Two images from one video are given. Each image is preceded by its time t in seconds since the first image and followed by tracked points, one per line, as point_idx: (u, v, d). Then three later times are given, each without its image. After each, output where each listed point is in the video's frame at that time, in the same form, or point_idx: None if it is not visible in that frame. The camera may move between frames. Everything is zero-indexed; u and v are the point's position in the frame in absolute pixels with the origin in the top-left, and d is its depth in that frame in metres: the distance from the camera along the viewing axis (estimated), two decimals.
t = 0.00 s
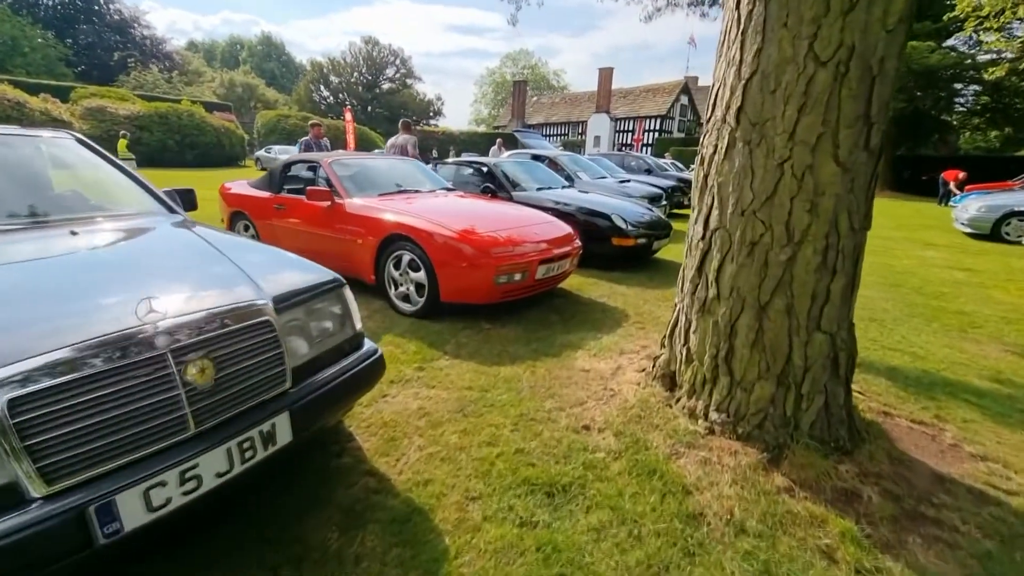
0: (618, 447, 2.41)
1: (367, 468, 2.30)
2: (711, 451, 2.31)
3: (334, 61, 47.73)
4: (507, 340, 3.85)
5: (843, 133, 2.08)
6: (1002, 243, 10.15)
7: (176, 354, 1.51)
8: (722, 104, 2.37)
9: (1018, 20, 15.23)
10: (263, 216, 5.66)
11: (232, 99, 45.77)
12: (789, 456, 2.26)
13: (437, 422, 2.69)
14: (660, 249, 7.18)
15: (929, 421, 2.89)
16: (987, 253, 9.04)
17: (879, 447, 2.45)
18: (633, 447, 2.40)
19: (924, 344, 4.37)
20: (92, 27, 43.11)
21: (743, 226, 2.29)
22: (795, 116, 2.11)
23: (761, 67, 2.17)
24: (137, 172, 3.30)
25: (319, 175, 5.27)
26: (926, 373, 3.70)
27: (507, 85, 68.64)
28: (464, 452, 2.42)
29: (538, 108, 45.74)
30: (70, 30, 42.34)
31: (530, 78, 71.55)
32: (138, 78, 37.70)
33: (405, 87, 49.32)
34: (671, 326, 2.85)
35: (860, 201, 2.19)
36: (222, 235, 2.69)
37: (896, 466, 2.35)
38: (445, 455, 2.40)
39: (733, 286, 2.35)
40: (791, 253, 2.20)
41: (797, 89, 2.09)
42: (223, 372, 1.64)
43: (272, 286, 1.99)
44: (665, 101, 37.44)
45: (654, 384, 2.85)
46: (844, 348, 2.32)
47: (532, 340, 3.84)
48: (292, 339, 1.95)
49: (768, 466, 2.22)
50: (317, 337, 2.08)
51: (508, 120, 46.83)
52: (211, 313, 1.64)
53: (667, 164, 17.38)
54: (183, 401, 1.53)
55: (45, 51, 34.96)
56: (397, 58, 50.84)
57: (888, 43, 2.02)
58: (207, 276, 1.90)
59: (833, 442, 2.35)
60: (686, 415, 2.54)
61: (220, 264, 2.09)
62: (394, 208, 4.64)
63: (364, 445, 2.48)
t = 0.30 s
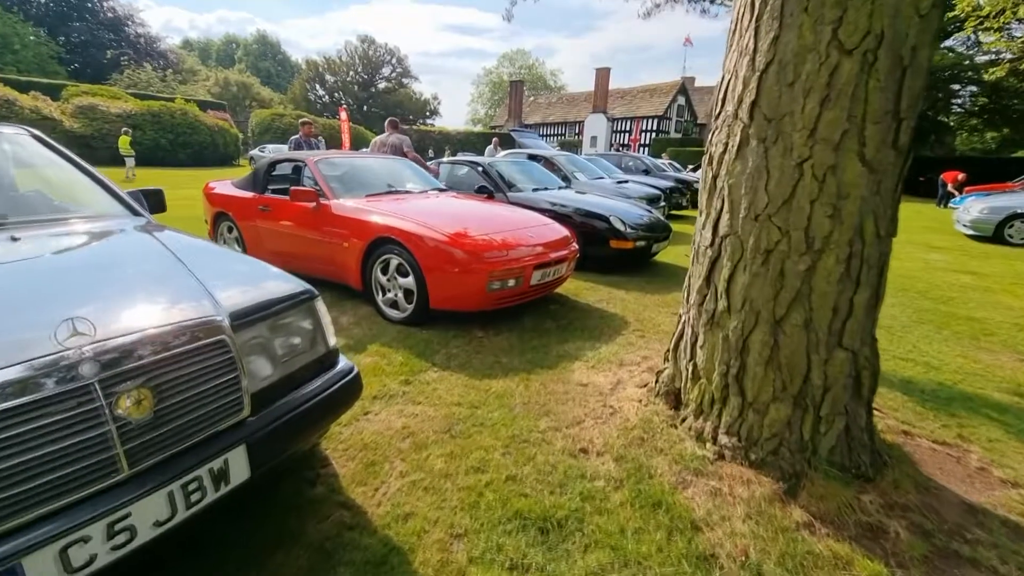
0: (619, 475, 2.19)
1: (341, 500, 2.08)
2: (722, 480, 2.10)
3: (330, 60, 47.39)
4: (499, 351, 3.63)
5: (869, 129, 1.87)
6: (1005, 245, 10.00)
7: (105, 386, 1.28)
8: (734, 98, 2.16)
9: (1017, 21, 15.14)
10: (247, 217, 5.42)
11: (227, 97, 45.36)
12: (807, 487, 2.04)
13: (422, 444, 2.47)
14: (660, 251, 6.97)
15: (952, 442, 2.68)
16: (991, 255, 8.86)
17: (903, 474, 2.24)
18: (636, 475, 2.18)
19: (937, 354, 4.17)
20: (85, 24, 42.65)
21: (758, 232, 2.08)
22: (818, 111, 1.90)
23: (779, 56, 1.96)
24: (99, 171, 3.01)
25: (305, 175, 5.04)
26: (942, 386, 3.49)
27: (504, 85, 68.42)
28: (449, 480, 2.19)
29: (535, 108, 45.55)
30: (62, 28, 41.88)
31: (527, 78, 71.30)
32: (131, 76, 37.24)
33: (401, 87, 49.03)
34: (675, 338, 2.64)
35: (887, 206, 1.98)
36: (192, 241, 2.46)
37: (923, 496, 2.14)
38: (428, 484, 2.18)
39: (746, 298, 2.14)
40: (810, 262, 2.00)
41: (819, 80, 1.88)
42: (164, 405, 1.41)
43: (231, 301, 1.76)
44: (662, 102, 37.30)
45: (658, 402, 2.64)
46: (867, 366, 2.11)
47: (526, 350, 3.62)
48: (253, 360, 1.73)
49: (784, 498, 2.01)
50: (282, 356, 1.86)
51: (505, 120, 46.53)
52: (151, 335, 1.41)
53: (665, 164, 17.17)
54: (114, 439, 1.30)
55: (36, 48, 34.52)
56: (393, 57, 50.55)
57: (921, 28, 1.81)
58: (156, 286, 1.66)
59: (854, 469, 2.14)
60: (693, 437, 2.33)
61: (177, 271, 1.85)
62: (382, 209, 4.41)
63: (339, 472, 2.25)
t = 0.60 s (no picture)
0: (631, 521, 1.95)
1: (315, 555, 1.82)
2: (747, 529, 1.86)
3: (325, 60, 47.04)
4: (496, 369, 3.39)
5: (917, 135, 1.65)
6: (1009, 251, 9.87)
7: (13, 452, 1.04)
8: (759, 100, 1.93)
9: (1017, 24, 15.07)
10: (230, 222, 5.16)
11: (220, 97, 44.95)
12: (844, 538, 1.81)
13: (409, 482, 2.22)
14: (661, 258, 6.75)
15: (990, 475, 2.46)
16: (996, 261, 8.70)
17: (945, 518, 2.01)
18: (649, 521, 1.94)
19: (956, 369, 3.97)
20: (77, 23, 42.16)
21: (786, 251, 1.85)
22: (858, 114, 1.68)
23: (813, 52, 1.73)
24: (52, 175, 2.70)
25: (292, 179, 4.80)
26: (968, 407, 3.28)
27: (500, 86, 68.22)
28: (440, 528, 1.95)
29: (531, 109, 45.36)
30: (53, 27, 41.38)
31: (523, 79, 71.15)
32: (122, 75, 36.74)
33: (397, 87, 48.72)
34: (689, 362, 2.42)
35: (933, 222, 1.76)
36: (157, 256, 2.23)
37: (971, 545, 1.91)
38: (416, 532, 1.93)
39: (772, 323, 1.91)
40: (847, 285, 1.77)
41: (861, 80, 1.66)
42: (86, 469, 1.17)
43: (185, 331, 1.52)
44: (659, 103, 37.19)
45: (669, 433, 2.40)
46: (908, 400, 1.89)
47: (525, 368, 3.38)
48: (211, 401, 1.49)
49: (819, 551, 1.78)
50: (247, 395, 1.61)
51: (501, 121, 46.27)
52: (74, 382, 1.16)
53: (663, 167, 16.96)
54: (20, 517, 1.06)
55: (26, 47, 34.06)
56: (389, 57, 50.24)
57: (978, 20, 1.59)
58: (115, 309, 1.47)
59: (892, 514, 1.91)
60: (711, 476, 2.09)
61: (126, 293, 1.60)
62: (371, 217, 4.16)
63: (316, 519, 2.00)
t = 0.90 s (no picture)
0: (644, 568, 1.76)
1: None
2: None
3: (316, 60, 46.59)
4: (492, 386, 3.19)
5: (966, 140, 1.47)
6: (1007, 251, 9.76)
7: None
8: (783, 100, 1.74)
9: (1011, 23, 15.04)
10: (211, 227, 4.93)
11: (210, 97, 44.40)
12: None
13: (398, 521, 2.01)
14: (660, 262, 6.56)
15: None
16: (996, 263, 8.58)
17: (987, 558, 1.83)
18: (664, 567, 1.75)
19: (970, 380, 3.81)
20: (62, 22, 41.50)
21: (816, 268, 1.66)
22: (898, 116, 1.49)
23: (847, 46, 1.54)
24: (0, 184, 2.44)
25: (276, 182, 4.57)
26: (989, 423, 3.11)
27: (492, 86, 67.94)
28: None
29: (524, 109, 45.14)
30: (39, 26, 40.71)
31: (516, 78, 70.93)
32: (109, 73, 36.12)
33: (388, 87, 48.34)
34: (702, 385, 2.23)
35: (980, 236, 1.57)
36: (115, 271, 2.00)
37: None
38: None
39: (800, 347, 1.72)
40: (884, 307, 1.59)
41: (904, 78, 1.47)
42: (1, 551, 0.97)
43: (133, 366, 1.30)
44: (652, 103, 37.09)
45: (681, 462, 2.21)
46: (949, 432, 1.71)
47: (523, 385, 3.18)
48: (163, 451, 1.28)
49: None
50: (207, 440, 1.40)
51: (494, 120, 45.99)
52: None
53: (658, 166, 16.79)
54: None
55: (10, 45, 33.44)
56: (381, 56, 49.86)
57: None
58: (84, 334, 1.35)
59: (931, 558, 1.73)
60: (730, 514, 1.90)
61: (69, 321, 1.39)
62: (359, 223, 3.94)
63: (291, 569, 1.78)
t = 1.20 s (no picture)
0: None
1: None
2: None
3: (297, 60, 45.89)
4: (481, 401, 2.96)
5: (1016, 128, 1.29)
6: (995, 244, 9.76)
7: None
8: (803, 87, 1.54)
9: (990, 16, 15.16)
10: (179, 234, 4.63)
11: (188, 99, 43.50)
12: None
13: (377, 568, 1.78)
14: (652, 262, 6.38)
15: None
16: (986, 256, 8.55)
17: None
18: None
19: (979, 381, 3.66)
20: (34, 23, 40.38)
21: (846, 275, 1.47)
22: (940, 101, 1.31)
23: (880, 22, 1.35)
24: None
25: (247, 186, 4.30)
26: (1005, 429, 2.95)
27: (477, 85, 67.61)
28: None
29: (509, 107, 44.88)
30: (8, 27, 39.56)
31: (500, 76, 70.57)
32: (83, 75, 35.21)
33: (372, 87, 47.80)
34: (713, 403, 2.02)
35: None
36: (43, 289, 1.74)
37: None
38: None
39: (828, 364, 1.52)
40: (925, 318, 1.40)
41: (947, 57, 1.29)
42: None
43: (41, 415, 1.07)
44: (637, 100, 37.06)
45: (691, 489, 2.01)
46: (995, 457, 1.52)
47: (514, 399, 2.95)
48: (74, 524, 1.04)
49: None
50: (137, 501, 1.16)
51: (479, 119, 45.65)
52: None
53: (645, 163, 16.68)
54: None
55: None
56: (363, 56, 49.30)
57: None
58: None
59: None
60: (750, 551, 1.70)
61: None
62: (335, 229, 3.69)
63: None
